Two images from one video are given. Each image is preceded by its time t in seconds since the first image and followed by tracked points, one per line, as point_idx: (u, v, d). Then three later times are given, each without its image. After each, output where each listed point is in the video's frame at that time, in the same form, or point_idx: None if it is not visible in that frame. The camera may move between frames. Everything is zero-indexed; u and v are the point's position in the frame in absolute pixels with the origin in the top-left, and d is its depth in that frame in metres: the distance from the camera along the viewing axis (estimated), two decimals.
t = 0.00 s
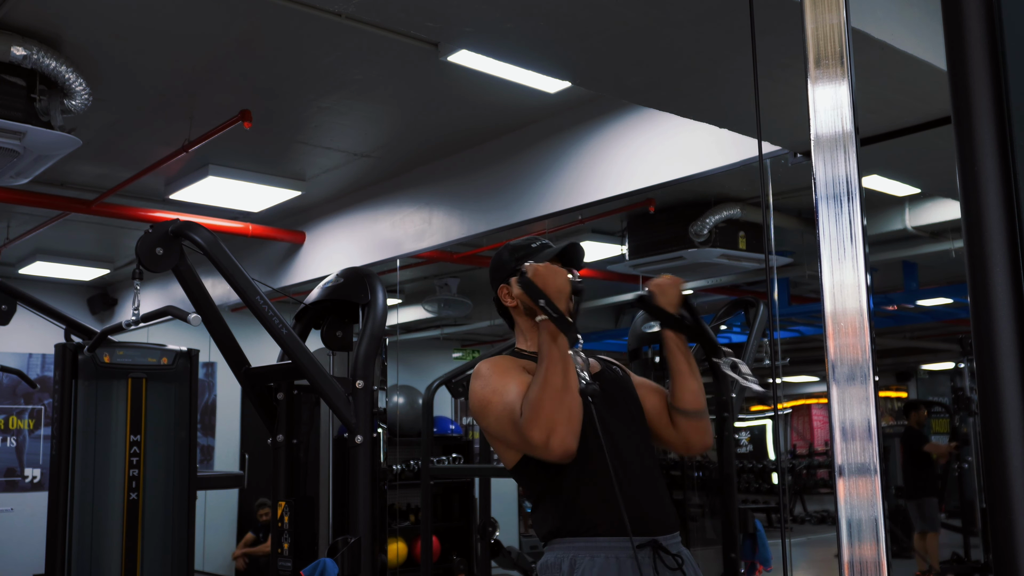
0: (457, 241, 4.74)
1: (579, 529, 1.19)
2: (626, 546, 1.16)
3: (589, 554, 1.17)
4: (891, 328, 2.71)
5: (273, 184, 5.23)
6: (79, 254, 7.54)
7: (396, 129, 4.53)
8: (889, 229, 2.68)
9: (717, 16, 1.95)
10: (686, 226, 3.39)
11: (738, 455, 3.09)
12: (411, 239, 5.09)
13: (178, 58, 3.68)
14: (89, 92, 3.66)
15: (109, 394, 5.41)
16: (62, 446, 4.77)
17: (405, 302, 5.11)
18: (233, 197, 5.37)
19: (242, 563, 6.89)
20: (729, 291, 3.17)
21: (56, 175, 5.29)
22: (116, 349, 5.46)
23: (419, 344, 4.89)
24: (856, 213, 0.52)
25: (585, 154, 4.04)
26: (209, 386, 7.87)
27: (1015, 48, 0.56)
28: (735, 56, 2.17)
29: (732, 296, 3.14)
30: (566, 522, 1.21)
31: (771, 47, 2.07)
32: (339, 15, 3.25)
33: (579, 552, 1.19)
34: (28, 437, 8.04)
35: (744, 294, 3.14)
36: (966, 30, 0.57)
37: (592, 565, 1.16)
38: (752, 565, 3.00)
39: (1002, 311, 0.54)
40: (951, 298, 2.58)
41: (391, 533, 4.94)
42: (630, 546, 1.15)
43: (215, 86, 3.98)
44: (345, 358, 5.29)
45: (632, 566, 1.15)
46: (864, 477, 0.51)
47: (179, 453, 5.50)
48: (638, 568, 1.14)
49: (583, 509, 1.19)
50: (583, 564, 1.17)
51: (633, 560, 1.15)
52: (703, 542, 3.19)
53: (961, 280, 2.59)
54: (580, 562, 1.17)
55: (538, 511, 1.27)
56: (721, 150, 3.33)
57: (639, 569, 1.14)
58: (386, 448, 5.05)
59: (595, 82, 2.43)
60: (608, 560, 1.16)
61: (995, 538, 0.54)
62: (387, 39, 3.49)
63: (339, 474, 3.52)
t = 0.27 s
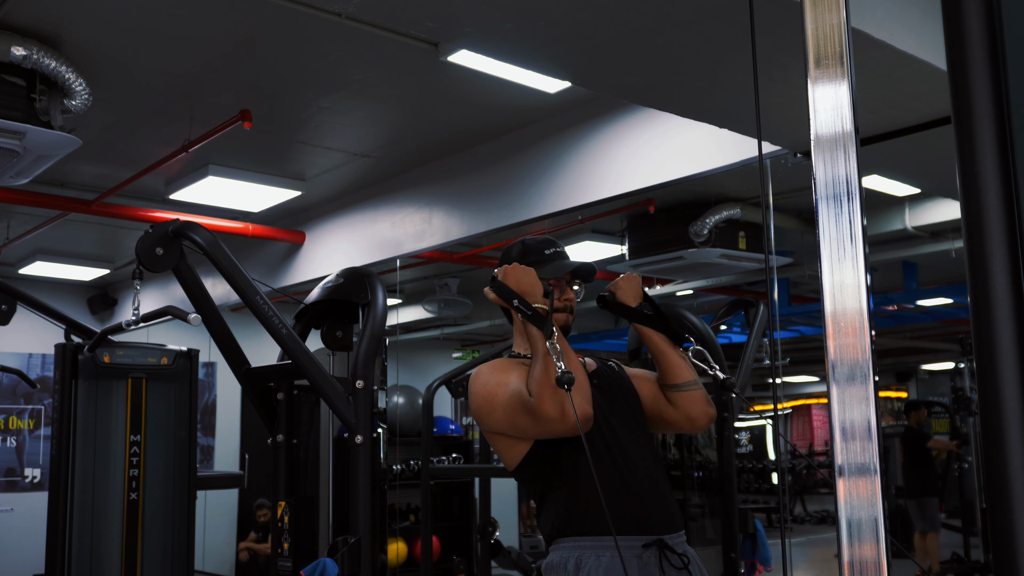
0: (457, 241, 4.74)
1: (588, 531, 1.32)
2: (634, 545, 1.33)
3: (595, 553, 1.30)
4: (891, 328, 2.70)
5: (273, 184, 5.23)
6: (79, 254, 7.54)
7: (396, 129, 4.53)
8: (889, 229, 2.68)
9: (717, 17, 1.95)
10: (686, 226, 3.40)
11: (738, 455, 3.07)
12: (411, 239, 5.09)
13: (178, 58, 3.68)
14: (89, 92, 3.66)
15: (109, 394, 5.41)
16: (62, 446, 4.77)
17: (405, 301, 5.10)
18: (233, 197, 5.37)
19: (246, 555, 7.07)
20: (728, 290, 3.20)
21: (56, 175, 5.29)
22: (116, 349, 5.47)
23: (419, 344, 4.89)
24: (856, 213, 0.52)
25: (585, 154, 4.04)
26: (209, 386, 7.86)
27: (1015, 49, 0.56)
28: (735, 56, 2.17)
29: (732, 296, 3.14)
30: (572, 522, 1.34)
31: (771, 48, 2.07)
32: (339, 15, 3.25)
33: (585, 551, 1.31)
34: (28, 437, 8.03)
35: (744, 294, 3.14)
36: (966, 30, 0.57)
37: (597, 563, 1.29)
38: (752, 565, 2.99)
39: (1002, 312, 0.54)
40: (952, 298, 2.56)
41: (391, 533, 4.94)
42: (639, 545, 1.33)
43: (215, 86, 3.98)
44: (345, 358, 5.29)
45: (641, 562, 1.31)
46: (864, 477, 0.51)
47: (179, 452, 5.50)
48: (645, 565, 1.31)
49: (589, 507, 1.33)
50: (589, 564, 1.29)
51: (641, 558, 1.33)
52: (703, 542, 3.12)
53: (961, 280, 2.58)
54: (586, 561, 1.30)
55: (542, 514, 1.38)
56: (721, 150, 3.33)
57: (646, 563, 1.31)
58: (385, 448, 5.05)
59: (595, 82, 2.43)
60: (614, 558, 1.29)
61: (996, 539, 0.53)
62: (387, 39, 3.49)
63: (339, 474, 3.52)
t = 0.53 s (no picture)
0: (457, 241, 4.74)
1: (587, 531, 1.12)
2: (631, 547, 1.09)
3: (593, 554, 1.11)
4: (891, 328, 2.70)
5: (273, 184, 5.23)
6: (79, 254, 7.54)
7: (396, 129, 4.52)
8: (889, 229, 2.68)
9: (717, 16, 1.95)
10: (686, 226, 3.40)
11: (739, 455, 3.07)
12: (411, 239, 5.09)
13: (178, 58, 3.68)
14: (89, 92, 3.66)
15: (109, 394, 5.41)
16: (62, 446, 4.77)
17: (405, 302, 5.10)
18: (233, 197, 5.37)
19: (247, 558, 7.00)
20: (729, 290, 3.19)
21: (55, 175, 5.28)
22: (116, 349, 5.47)
23: (419, 344, 4.89)
24: (856, 213, 0.52)
25: (585, 154, 4.04)
26: (209, 386, 7.86)
27: (1015, 49, 0.56)
28: (735, 56, 2.17)
29: (732, 296, 3.16)
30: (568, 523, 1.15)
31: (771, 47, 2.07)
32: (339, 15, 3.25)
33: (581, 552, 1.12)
34: (28, 437, 8.03)
35: (744, 294, 3.17)
36: (965, 29, 0.57)
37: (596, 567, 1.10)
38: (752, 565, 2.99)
39: (1002, 311, 0.54)
40: (951, 298, 2.57)
41: (391, 533, 4.94)
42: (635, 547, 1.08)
43: (215, 86, 3.98)
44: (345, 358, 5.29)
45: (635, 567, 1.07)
46: (864, 477, 0.51)
47: (179, 452, 5.50)
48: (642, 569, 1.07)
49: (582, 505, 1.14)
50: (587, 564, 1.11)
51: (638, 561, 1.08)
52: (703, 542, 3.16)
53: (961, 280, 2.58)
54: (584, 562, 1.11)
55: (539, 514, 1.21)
56: (721, 150, 3.33)
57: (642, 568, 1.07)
58: (386, 448, 5.05)
59: (595, 82, 2.43)
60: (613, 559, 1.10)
61: (995, 538, 0.54)
62: (387, 40, 3.49)
63: (339, 474, 3.52)
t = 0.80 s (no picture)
0: (457, 241, 4.74)
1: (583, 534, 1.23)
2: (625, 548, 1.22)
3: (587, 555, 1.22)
4: (892, 329, 2.69)
5: (273, 184, 5.23)
6: (79, 254, 7.54)
7: (396, 129, 4.53)
8: (889, 229, 2.67)
9: (717, 16, 1.95)
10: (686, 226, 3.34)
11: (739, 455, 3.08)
12: (411, 239, 5.09)
13: (178, 58, 3.68)
14: (89, 92, 3.66)
15: (109, 394, 5.42)
16: (62, 446, 4.77)
17: (405, 302, 5.10)
18: (233, 197, 5.37)
19: (248, 559, 6.93)
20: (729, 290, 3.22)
21: (55, 175, 5.28)
22: (116, 349, 5.46)
23: (420, 344, 4.89)
24: (856, 213, 0.52)
25: (585, 154, 4.04)
26: (209, 386, 7.86)
27: (1015, 49, 0.56)
28: (735, 56, 2.17)
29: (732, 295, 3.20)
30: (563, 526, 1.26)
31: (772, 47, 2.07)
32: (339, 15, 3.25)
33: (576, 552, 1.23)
34: (28, 437, 8.03)
35: (744, 293, 3.22)
36: (965, 29, 0.57)
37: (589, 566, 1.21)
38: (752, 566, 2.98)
39: (1002, 311, 0.54)
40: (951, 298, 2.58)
41: (391, 533, 4.94)
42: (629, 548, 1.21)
43: (215, 86, 3.98)
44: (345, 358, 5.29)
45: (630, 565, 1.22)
46: (864, 477, 0.51)
47: (179, 452, 5.51)
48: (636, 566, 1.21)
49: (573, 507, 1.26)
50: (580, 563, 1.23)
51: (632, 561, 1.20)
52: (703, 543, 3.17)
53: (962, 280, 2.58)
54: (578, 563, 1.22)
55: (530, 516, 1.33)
56: (722, 151, 3.37)
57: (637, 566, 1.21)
58: (386, 448, 5.05)
59: (595, 82, 2.43)
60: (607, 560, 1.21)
61: (996, 539, 0.54)
62: (387, 39, 3.49)
63: (339, 474, 3.52)
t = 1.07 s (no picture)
0: (457, 241, 4.74)
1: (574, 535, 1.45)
2: (618, 549, 1.44)
3: (582, 558, 1.43)
4: (891, 329, 2.75)
5: (273, 184, 5.23)
6: (79, 253, 7.53)
7: (396, 129, 4.53)
8: (889, 229, 2.70)
9: (716, 16, 1.95)
10: (686, 225, 3.43)
11: (738, 455, 3.09)
12: (411, 239, 5.09)
13: (178, 58, 3.68)
14: (89, 92, 3.66)
15: (109, 394, 5.42)
16: (62, 446, 4.77)
17: (405, 302, 5.11)
18: (234, 197, 5.38)
19: (248, 559, 6.89)
20: (729, 291, 3.26)
21: (55, 175, 5.29)
22: (116, 349, 5.47)
23: (419, 344, 4.89)
24: (856, 212, 0.52)
25: (585, 154, 4.04)
26: (209, 386, 7.86)
27: (1015, 49, 0.56)
28: (735, 56, 2.18)
29: (732, 296, 3.22)
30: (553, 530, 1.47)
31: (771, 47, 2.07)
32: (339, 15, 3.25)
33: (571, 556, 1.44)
34: (28, 437, 8.03)
35: (744, 294, 3.22)
36: (965, 29, 0.57)
37: (585, 567, 1.43)
38: (752, 565, 2.99)
39: (1002, 311, 0.54)
40: (951, 298, 2.58)
41: (391, 533, 4.94)
42: (623, 550, 1.43)
43: (215, 86, 3.98)
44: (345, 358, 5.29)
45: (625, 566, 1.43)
46: (864, 477, 0.51)
47: (179, 452, 5.50)
48: (630, 568, 1.42)
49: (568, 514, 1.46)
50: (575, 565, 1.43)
51: (625, 562, 1.43)
52: (703, 542, 3.17)
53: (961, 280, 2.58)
54: (574, 565, 1.43)
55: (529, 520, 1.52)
56: (721, 150, 3.32)
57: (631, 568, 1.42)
58: (386, 448, 5.05)
59: (595, 82, 2.43)
60: (602, 561, 1.43)
61: (996, 539, 0.54)
62: (387, 40, 3.49)
63: (339, 474, 3.52)
